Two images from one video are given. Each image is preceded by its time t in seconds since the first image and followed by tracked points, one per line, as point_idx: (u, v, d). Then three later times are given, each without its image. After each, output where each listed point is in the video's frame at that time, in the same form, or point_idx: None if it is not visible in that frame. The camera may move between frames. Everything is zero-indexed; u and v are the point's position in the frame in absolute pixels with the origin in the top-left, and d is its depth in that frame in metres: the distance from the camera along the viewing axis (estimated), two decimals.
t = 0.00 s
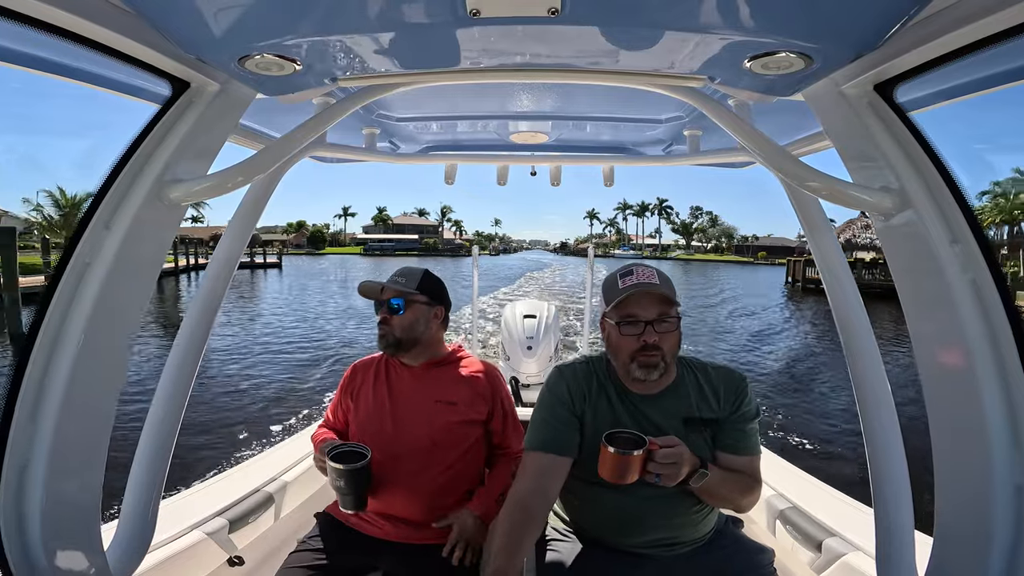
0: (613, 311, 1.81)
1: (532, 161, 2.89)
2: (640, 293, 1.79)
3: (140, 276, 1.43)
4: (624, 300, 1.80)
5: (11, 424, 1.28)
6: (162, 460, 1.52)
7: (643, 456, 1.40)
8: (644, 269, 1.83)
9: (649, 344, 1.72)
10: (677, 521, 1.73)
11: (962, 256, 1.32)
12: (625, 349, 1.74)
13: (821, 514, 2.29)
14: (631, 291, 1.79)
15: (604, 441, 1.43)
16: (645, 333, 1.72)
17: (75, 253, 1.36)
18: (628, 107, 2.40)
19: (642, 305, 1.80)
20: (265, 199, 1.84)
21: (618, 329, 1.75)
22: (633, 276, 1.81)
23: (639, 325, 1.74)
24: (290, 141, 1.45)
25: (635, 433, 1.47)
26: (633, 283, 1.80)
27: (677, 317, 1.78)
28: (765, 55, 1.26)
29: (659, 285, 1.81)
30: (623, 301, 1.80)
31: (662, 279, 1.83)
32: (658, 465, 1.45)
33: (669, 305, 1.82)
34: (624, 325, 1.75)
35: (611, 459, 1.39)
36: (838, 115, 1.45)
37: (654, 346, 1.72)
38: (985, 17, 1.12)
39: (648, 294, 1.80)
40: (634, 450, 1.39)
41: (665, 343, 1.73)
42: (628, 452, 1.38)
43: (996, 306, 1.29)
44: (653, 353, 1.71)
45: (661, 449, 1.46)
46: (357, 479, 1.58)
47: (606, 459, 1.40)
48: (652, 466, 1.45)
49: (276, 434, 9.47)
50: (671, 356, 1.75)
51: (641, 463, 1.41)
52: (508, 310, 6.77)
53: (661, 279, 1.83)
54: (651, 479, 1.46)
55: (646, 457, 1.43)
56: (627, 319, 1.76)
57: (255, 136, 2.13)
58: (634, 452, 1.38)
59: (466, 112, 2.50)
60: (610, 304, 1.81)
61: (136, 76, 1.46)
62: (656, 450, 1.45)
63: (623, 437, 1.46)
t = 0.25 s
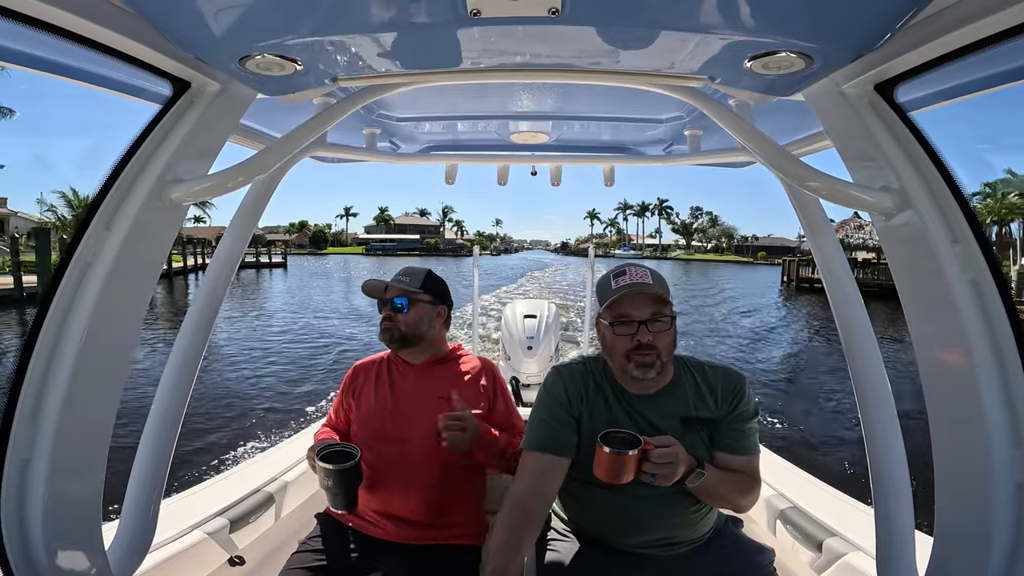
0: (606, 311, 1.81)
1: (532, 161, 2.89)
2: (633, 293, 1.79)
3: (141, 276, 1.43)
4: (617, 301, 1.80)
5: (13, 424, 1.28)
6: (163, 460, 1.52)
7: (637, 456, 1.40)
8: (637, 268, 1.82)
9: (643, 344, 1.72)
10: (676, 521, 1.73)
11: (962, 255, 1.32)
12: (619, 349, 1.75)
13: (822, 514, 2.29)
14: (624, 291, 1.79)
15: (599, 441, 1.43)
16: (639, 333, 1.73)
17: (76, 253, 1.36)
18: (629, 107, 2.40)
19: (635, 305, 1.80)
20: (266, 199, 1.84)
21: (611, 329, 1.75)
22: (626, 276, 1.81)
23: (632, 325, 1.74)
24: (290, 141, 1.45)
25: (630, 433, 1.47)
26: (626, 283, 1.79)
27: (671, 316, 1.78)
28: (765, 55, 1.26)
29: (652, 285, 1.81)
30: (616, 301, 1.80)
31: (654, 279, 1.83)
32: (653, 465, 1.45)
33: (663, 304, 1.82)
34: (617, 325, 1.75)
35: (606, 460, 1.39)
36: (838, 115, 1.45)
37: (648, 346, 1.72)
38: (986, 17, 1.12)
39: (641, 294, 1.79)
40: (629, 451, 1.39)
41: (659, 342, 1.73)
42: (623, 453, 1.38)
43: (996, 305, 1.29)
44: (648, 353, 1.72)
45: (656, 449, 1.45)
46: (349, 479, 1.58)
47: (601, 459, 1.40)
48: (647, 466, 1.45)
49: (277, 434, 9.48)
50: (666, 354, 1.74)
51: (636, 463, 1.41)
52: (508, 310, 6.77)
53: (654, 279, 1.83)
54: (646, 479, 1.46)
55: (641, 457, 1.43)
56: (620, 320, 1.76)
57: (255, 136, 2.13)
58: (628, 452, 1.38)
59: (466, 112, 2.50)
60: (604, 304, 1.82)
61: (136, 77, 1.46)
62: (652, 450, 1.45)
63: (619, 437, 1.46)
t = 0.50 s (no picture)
0: (602, 311, 1.79)
1: (533, 161, 2.89)
2: (629, 293, 1.78)
3: (142, 277, 1.44)
4: (612, 301, 1.79)
5: (14, 424, 1.29)
6: (164, 459, 1.53)
7: (635, 455, 1.41)
8: (633, 268, 1.81)
9: (639, 343, 1.71)
10: (675, 521, 1.73)
11: (963, 255, 1.32)
12: (614, 348, 1.74)
13: (823, 514, 2.29)
14: (619, 291, 1.78)
15: (596, 440, 1.43)
16: (635, 333, 1.72)
17: (78, 253, 1.37)
18: (629, 107, 2.40)
19: (630, 305, 1.78)
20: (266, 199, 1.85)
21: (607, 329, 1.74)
22: (622, 275, 1.80)
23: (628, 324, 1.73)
24: (291, 141, 1.45)
25: (628, 432, 1.47)
26: (622, 283, 1.79)
27: (667, 315, 1.76)
28: (766, 55, 1.26)
29: (648, 284, 1.79)
30: (611, 301, 1.79)
31: (650, 278, 1.81)
32: (650, 464, 1.46)
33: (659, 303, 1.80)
34: (613, 324, 1.75)
35: (604, 459, 1.39)
36: (839, 115, 1.45)
37: (644, 345, 1.71)
38: (986, 17, 1.12)
39: (637, 293, 1.78)
40: (626, 449, 1.39)
41: (655, 342, 1.72)
42: (620, 451, 1.38)
43: (997, 306, 1.29)
44: (643, 352, 1.71)
45: (653, 448, 1.46)
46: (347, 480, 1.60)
47: (598, 458, 1.40)
48: (645, 465, 1.45)
49: (278, 434, 9.48)
50: (663, 352, 1.74)
51: (633, 462, 1.41)
52: (509, 310, 6.76)
53: (650, 279, 1.81)
54: (642, 477, 1.48)
55: (638, 455, 1.43)
56: (616, 319, 1.75)
57: (256, 135, 2.13)
58: (625, 450, 1.38)
59: (467, 112, 2.50)
60: (599, 304, 1.80)
61: (137, 77, 1.46)
62: (649, 449, 1.46)
63: (616, 436, 1.46)
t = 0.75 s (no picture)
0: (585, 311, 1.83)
1: (534, 161, 2.89)
2: (608, 293, 1.78)
3: (143, 276, 1.44)
4: (593, 301, 1.81)
5: (15, 423, 1.29)
6: (164, 459, 1.53)
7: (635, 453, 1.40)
8: (620, 268, 1.82)
9: (610, 342, 1.72)
10: (676, 521, 1.73)
11: (965, 255, 1.32)
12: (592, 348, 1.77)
13: (823, 514, 2.29)
14: (597, 291, 1.79)
15: (596, 439, 1.43)
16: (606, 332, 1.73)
17: (79, 253, 1.37)
18: (630, 107, 2.40)
19: (609, 305, 1.78)
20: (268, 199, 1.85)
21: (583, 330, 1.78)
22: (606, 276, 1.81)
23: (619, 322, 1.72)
24: (292, 141, 1.45)
25: (628, 432, 1.47)
26: (603, 283, 1.80)
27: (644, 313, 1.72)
28: (767, 55, 1.26)
29: (630, 283, 1.76)
30: (592, 302, 1.81)
31: (635, 280, 1.78)
32: (650, 464, 1.45)
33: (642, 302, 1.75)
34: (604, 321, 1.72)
35: (603, 458, 1.39)
36: (840, 115, 1.45)
37: (615, 345, 1.71)
38: (988, 17, 1.12)
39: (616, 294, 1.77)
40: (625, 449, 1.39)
41: (626, 341, 1.71)
42: (619, 451, 1.37)
43: (999, 305, 1.29)
44: (614, 352, 1.71)
45: (653, 448, 1.46)
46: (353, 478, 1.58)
47: (599, 458, 1.40)
48: (645, 465, 1.45)
49: (278, 433, 9.48)
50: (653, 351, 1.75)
51: (633, 461, 1.41)
52: (510, 310, 6.77)
53: (635, 280, 1.78)
54: (643, 477, 1.46)
55: (638, 455, 1.43)
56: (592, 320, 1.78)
57: (257, 135, 2.13)
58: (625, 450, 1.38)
59: (468, 112, 2.50)
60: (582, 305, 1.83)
61: (139, 77, 1.46)
62: (649, 449, 1.45)
63: (616, 436, 1.46)
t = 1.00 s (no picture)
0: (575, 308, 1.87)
1: (535, 161, 2.89)
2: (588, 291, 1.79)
3: (143, 276, 1.44)
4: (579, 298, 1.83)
5: (16, 423, 1.29)
6: (164, 459, 1.53)
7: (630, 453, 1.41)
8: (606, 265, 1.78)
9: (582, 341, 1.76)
10: (676, 522, 1.73)
11: (966, 256, 1.31)
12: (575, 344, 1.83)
13: (824, 514, 2.28)
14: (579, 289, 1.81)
15: (592, 437, 1.44)
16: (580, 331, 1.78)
17: (80, 252, 1.37)
18: (631, 107, 2.40)
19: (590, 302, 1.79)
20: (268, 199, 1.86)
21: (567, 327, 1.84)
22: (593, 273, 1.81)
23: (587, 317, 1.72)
24: (293, 141, 1.45)
25: (624, 431, 1.47)
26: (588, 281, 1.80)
27: (612, 313, 1.69)
28: (768, 55, 1.26)
29: (605, 281, 1.73)
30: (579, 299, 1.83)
31: (610, 277, 1.73)
32: (644, 463, 1.46)
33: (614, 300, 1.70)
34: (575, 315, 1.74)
35: (599, 456, 1.39)
36: (841, 115, 1.45)
37: (585, 343, 1.75)
38: (989, 17, 1.12)
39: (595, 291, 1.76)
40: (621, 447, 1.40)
41: (595, 340, 1.73)
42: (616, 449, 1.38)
43: (1000, 306, 1.29)
44: (586, 350, 1.76)
45: (647, 448, 1.46)
46: (357, 469, 1.56)
47: (594, 456, 1.41)
48: (639, 464, 1.45)
49: (279, 433, 9.48)
50: (622, 351, 1.72)
51: (627, 460, 1.42)
52: (511, 310, 6.76)
53: (611, 277, 1.73)
54: (637, 477, 1.47)
55: (633, 454, 1.43)
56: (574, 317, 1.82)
57: (258, 135, 2.13)
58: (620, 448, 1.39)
59: (469, 112, 2.50)
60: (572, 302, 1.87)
61: (140, 77, 1.46)
62: (643, 448, 1.46)
63: (612, 435, 1.47)
